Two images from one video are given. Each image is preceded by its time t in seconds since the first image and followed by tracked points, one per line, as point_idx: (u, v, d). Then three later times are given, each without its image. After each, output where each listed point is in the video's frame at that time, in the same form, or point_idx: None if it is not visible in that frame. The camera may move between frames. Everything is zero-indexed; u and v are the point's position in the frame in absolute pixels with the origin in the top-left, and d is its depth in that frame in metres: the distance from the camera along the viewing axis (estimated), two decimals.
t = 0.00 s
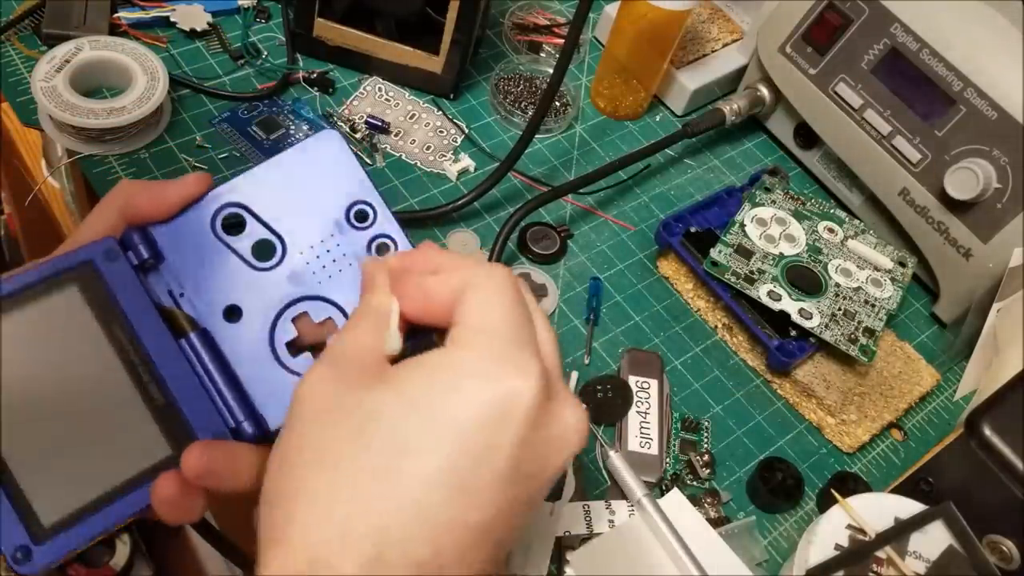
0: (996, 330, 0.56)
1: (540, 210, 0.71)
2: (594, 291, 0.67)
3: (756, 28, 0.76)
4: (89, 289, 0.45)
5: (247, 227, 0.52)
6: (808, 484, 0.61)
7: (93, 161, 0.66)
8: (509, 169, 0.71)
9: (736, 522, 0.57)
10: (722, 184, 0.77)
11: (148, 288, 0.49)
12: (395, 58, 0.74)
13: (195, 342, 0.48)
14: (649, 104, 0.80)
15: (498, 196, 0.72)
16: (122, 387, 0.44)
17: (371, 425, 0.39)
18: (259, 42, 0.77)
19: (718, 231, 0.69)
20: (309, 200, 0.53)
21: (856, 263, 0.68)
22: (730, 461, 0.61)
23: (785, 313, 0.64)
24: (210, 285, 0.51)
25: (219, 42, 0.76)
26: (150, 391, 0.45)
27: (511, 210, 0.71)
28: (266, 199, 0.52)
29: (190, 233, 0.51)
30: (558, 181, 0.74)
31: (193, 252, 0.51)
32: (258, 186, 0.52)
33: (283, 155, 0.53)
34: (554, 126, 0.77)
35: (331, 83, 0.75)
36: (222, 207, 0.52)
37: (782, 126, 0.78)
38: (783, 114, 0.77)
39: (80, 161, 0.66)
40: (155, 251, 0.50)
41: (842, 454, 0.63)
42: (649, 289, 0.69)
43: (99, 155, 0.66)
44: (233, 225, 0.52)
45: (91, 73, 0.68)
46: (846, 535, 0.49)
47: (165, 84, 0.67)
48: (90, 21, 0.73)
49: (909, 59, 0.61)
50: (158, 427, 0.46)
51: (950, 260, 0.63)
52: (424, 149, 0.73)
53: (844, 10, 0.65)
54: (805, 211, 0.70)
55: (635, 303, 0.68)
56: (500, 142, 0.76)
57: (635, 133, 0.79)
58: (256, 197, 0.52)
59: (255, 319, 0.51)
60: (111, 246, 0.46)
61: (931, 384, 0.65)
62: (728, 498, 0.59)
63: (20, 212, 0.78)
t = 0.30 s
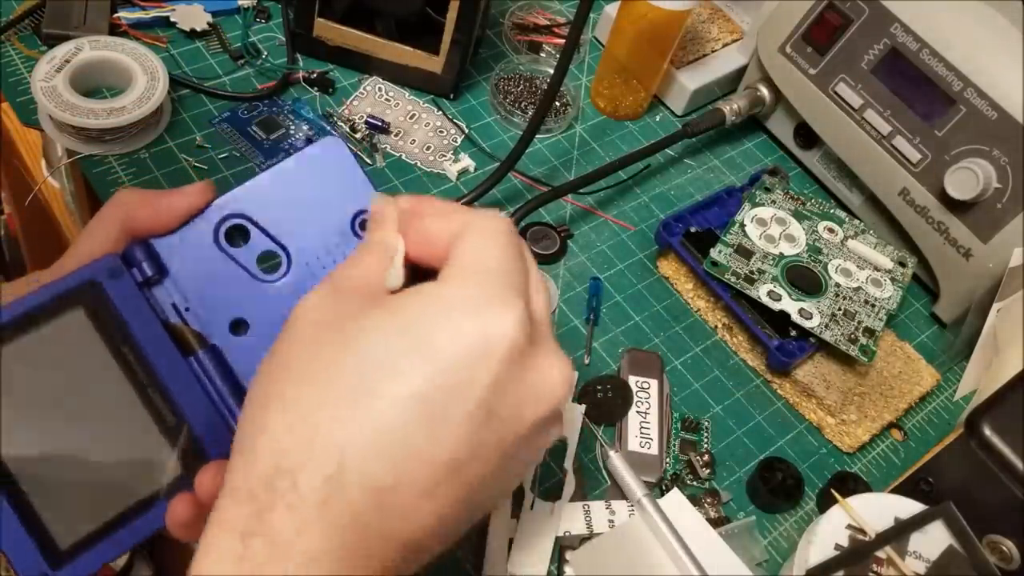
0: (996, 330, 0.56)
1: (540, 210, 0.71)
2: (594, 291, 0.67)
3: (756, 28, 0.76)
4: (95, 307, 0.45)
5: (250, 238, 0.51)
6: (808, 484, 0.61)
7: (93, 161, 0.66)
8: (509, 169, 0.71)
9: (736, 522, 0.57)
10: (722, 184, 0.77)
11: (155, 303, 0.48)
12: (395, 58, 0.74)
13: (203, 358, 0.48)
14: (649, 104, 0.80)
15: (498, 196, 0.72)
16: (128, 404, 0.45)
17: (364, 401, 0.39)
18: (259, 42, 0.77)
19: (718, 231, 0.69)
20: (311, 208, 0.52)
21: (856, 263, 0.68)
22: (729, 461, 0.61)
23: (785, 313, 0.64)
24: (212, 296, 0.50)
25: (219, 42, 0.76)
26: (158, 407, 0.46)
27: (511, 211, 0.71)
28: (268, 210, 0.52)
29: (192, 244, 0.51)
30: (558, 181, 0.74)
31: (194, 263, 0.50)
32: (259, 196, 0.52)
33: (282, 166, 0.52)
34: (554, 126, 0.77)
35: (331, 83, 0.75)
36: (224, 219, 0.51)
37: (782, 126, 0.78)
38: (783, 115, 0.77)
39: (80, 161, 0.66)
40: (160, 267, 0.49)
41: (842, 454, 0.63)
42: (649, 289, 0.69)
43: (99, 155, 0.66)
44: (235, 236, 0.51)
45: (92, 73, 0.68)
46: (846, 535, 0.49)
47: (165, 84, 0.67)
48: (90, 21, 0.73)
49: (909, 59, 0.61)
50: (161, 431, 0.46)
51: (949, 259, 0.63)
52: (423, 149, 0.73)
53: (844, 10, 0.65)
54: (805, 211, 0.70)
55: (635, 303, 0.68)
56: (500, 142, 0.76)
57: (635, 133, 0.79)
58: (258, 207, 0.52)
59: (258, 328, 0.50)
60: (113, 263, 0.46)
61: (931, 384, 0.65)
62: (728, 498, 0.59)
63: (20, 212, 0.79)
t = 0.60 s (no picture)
0: (996, 331, 0.56)
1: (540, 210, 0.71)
2: (594, 291, 0.67)
3: (756, 28, 0.76)
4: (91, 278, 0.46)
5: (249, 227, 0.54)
6: (808, 483, 0.61)
7: (93, 161, 0.66)
8: (509, 169, 0.71)
9: (736, 521, 0.57)
10: (722, 184, 0.77)
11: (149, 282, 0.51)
12: (395, 58, 0.74)
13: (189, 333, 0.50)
14: (649, 104, 0.80)
15: (498, 195, 0.72)
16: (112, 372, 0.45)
17: (342, 379, 0.39)
18: (259, 42, 0.77)
19: (718, 231, 0.69)
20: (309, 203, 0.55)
21: (856, 263, 0.68)
22: (729, 461, 0.61)
23: (785, 313, 0.64)
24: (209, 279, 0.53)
25: (219, 42, 0.76)
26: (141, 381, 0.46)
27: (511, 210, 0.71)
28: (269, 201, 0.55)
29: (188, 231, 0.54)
30: (558, 181, 0.74)
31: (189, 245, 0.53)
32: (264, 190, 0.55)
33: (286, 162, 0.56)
34: (554, 126, 0.77)
35: (331, 83, 0.75)
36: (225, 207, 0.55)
37: (782, 126, 0.78)
38: (783, 114, 0.77)
39: (80, 160, 0.66)
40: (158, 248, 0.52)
41: (842, 454, 0.63)
42: (649, 289, 0.69)
43: (99, 155, 0.66)
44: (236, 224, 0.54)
45: (92, 73, 0.68)
46: (847, 535, 0.49)
47: (166, 84, 0.67)
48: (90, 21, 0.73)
49: (909, 59, 0.61)
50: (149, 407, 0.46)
51: (949, 259, 0.63)
52: (423, 149, 0.73)
53: (844, 10, 0.65)
54: (805, 211, 0.70)
55: (635, 303, 0.68)
56: (500, 142, 0.76)
57: (635, 133, 0.79)
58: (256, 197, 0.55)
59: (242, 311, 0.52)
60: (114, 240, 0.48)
61: (931, 384, 0.65)
62: (728, 498, 0.59)
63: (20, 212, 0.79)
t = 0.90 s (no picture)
0: (996, 330, 0.56)
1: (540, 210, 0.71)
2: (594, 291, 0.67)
3: (756, 28, 0.76)
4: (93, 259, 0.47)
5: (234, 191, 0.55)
6: (808, 483, 0.61)
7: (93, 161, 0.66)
8: (509, 169, 0.71)
9: (736, 522, 0.57)
10: (722, 184, 0.77)
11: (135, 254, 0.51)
12: (396, 58, 0.74)
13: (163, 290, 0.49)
14: (650, 104, 0.80)
15: (498, 196, 0.72)
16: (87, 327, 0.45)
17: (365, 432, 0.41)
18: (259, 42, 0.77)
19: (718, 231, 0.69)
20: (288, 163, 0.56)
21: (856, 263, 0.68)
22: (729, 461, 0.61)
23: (785, 313, 0.64)
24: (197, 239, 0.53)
25: (219, 42, 0.76)
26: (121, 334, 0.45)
27: (511, 211, 0.71)
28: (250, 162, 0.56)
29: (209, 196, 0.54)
30: (558, 181, 0.74)
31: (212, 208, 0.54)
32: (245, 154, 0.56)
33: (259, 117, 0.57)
34: (554, 126, 0.77)
35: (331, 83, 0.75)
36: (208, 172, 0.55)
37: (782, 126, 0.78)
38: (783, 114, 0.77)
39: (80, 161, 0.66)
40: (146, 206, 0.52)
41: (842, 454, 0.63)
42: (649, 289, 0.69)
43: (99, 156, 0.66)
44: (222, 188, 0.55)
45: (92, 73, 0.68)
46: (846, 535, 0.49)
47: (166, 85, 0.67)
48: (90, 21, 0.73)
49: (909, 58, 0.60)
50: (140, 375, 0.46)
51: (949, 259, 0.63)
52: (423, 149, 0.73)
53: (844, 10, 0.65)
54: (805, 211, 0.70)
55: (635, 303, 0.68)
56: (500, 142, 0.76)
57: (635, 133, 0.79)
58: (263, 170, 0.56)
59: (217, 280, 0.47)
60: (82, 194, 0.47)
61: (932, 384, 0.65)
62: (728, 498, 0.59)
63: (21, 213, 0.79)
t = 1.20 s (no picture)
0: (996, 330, 0.56)
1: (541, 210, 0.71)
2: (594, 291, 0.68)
3: (756, 28, 0.76)
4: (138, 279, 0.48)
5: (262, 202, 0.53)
6: (808, 484, 0.61)
7: (93, 161, 0.66)
8: (510, 169, 0.71)
9: (736, 522, 0.57)
10: (722, 184, 0.77)
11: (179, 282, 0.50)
12: (396, 58, 0.74)
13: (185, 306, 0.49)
14: (649, 104, 0.80)
15: (498, 196, 0.72)
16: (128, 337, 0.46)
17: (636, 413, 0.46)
18: (259, 42, 0.77)
19: (718, 231, 0.69)
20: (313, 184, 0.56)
21: (856, 263, 0.68)
22: (730, 461, 0.61)
23: (785, 313, 0.64)
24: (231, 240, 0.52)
25: (219, 42, 0.76)
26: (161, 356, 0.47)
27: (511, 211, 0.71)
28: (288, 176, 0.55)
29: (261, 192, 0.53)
30: (558, 181, 0.74)
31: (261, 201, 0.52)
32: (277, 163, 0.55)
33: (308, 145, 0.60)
34: (554, 126, 0.77)
35: (331, 83, 0.75)
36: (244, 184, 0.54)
37: (782, 126, 0.78)
38: (783, 114, 0.77)
39: (80, 160, 0.65)
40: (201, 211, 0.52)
41: (842, 454, 0.63)
42: (649, 289, 0.69)
43: (99, 155, 0.66)
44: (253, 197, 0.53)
45: (92, 73, 0.68)
46: (847, 535, 0.49)
47: (165, 84, 0.67)
48: (90, 21, 0.73)
49: (909, 58, 0.60)
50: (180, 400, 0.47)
51: (949, 259, 0.63)
52: (423, 149, 0.73)
53: (844, 10, 0.65)
54: (805, 211, 0.70)
55: (635, 303, 0.68)
56: (500, 142, 0.76)
57: (635, 133, 0.79)
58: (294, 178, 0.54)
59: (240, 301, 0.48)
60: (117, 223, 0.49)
61: (931, 384, 0.65)
62: (728, 498, 0.59)
63: (20, 213, 0.79)
